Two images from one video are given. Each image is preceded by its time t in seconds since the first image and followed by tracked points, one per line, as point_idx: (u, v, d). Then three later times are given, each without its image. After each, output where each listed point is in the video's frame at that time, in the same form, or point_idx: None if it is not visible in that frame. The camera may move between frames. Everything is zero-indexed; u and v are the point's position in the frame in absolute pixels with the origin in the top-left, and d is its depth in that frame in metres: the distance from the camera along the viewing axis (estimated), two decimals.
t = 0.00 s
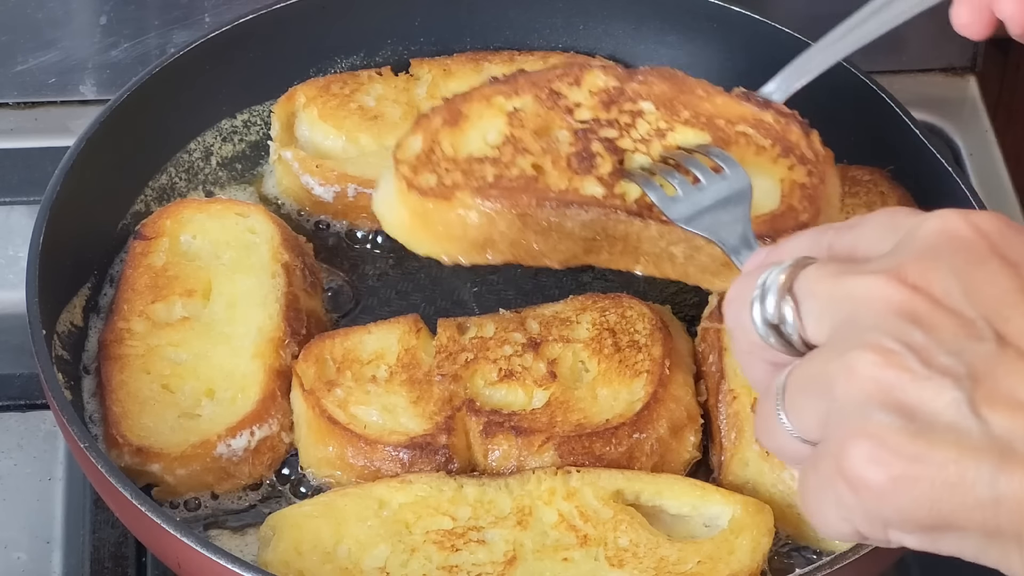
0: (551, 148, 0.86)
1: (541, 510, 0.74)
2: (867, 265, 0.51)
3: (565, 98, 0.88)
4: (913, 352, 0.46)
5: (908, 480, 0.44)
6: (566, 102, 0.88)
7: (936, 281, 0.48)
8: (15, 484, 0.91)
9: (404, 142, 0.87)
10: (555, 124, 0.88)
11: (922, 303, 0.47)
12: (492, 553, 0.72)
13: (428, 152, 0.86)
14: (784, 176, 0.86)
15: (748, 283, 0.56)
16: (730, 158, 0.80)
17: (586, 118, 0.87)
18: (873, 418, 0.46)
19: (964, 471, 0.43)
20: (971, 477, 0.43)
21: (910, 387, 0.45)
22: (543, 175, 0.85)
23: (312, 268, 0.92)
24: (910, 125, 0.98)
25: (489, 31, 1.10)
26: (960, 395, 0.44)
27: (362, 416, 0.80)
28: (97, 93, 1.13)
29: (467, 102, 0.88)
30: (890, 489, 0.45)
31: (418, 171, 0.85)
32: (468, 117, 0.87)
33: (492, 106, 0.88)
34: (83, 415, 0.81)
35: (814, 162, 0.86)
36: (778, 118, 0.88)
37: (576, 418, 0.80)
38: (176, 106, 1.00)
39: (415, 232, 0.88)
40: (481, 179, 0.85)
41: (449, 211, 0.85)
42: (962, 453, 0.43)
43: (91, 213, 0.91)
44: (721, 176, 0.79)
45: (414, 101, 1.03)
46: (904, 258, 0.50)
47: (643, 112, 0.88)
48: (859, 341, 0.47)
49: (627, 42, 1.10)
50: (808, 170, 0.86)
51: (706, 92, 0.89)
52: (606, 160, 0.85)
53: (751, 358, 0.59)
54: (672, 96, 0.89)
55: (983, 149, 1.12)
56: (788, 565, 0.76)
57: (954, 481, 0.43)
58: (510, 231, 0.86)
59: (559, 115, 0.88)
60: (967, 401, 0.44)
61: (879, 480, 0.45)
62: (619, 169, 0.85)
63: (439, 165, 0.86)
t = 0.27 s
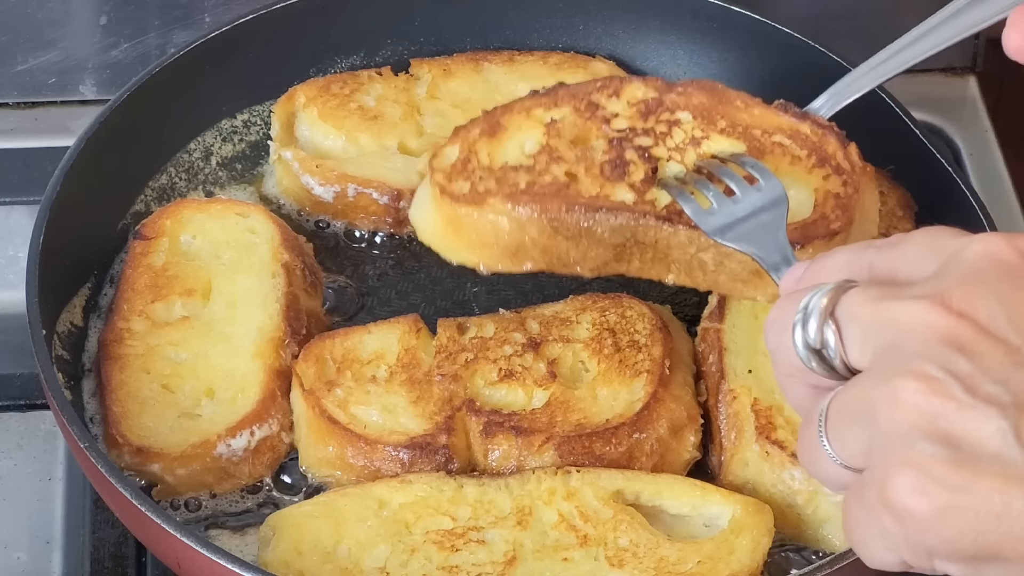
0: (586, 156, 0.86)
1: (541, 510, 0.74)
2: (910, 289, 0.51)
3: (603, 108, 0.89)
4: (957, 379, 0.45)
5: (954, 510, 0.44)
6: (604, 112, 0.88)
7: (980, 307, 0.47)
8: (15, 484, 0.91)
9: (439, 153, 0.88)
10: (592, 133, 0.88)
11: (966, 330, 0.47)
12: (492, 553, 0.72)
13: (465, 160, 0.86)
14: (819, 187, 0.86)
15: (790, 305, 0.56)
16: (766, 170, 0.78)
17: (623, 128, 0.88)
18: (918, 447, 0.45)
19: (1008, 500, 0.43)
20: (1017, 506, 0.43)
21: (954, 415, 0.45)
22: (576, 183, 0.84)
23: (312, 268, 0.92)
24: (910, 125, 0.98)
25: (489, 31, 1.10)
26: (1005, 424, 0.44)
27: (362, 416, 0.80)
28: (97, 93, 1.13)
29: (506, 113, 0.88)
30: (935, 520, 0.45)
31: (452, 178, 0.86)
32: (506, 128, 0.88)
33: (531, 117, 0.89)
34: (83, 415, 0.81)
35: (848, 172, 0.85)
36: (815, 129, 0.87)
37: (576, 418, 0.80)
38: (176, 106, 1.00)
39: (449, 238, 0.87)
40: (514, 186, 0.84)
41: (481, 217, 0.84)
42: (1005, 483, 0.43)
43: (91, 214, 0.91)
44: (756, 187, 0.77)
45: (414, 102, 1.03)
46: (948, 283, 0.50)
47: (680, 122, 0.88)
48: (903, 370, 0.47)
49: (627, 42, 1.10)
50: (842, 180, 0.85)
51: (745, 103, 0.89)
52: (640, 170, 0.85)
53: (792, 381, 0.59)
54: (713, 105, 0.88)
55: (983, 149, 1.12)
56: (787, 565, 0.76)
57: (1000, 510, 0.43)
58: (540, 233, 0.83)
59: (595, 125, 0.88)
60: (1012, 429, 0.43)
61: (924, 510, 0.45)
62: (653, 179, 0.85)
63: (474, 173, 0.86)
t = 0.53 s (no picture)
0: (585, 159, 0.84)
1: (541, 510, 0.74)
2: (904, 314, 0.51)
3: (605, 112, 0.86)
4: (947, 408, 0.45)
5: (940, 538, 0.44)
6: (606, 115, 0.86)
7: (972, 334, 0.47)
8: (16, 484, 0.91)
9: (441, 151, 0.85)
10: (593, 137, 0.86)
11: (957, 358, 0.47)
12: (492, 553, 0.72)
13: (464, 161, 0.84)
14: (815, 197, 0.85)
15: (784, 327, 0.57)
16: (763, 180, 0.78)
17: (624, 130, 0.85)
18: (906, 476, 0.45)
19: (996, 531, 0.43)
20: (1004, 536, 0.42)
21: (942, 443, 0.45)
22: (573, 187, 0.83)
23: (312, 268, 0.92)
24: (910, 125, 0.98)
25: (489, 31, 1.10)
26: (994, 454, 0.43)
27: (362, 416, 0.80)
28: (97, 93, 1.13)
29: (510, 114, 0.86)
30: (923, 548, 0.45)
31: (450, 179, 0.84)
32: (508, 129, 0.86)
33: (533, 118, 0.86)
34: (83, 415, 0.81)
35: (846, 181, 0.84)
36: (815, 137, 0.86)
37: (576, 417, 0.80)
38: (176, 106, 1.00)
39: (443, 235, 0.84)
40: (511, 188, 0.82)
41: (478, 219, 0.82)
42: (992, 512, 0.43)
43: (91, 214, 0.91)
44: (753, 198, 0.77)
45: (414, 102, 1.03)
46: (940, 309, 0.49)
47: (681, 127, 0.86)
48: (893, 397, 0.47)
49: (627, 42, 1.10)
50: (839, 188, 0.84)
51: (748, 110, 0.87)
52: (637, 174, 0.83)
53: (788, 401, 0.60)
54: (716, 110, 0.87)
55: (983, 148, 1.12)
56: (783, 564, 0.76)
57: (986, 540, 0.43)
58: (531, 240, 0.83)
59: (597, 128, 0.86)
60: (1000, 460, 0.43)
61: (911, 538, 0.45)
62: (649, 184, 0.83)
63: (473, 174, 0.84)
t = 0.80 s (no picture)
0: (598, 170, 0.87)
1: (541, 510, 0.74)
2: (896, 338, 0.51)
3: (624, 123, 0.89)
4: (932, 434, 0.45)
5: (923, 566, 0.43)
6: (623, 127, 0.89)
7: (959, 362, 0.47)
8: (16, 484, 0.91)
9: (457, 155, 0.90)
10: (609, 148, 0.89)
11: (944, 384, 0.47)
12: (492, 553, 0.72)
13: (482, 164, 0.89)
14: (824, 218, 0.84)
15: (777, 348, 0.58)
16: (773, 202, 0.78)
17: (640, 143, 0.88)
18: (890, 501, 0.45)
19: (977, 557, 0.42)
20: (985, 563, 0.42)
21: (926, 468, 0.45)
22: (586, 195, 0.85)
23: (312, 268, 0.92)
24: (910, 125, 0.97)
25: (489, 31, 1.10)
26: (977, 481, 0.43)
27: (362, 416, 0.80)
28: (98, 93, 1.13)
29: (527, 120, 0.89)
30: (905, 575, 0.44)
31: (467, 182, 0.88)
32: (526, 135, 0.89)
33: (550, 125, 0.90)
34: (83, 415, 0.81)
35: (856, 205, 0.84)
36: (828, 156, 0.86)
37: (576, 417, 0.80)
38: (177, 107, 1.00)
39: (458, 240, 0.89)
40: (524, 195, 0.85)
41: (490, 224, 0.85)
42: (975, 540, 0.42)
43: (92, 214, 0.91)
44: (761, 217, 0.77)
45: (414, 102, 1.03)
46: (931, 335, 0.49)
47: (697, 142, 0.88)
48: (878, 423, 0.47)
49: (627, 42, 1.10)
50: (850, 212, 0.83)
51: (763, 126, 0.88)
52: (649, 187, 0.84)
53: (781, 423, 0.61)
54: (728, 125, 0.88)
55: (983, 149, 1.12)
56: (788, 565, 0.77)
57: (968, 568, 0.42)
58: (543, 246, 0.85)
59: (612, 140, 0.89)
60: (985, 487, 0.43)
61: (895, 563, 0.44)
62: (660, 198, 0.84)
63: (488, 178, 0.88)
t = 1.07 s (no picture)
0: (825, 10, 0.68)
1: (541, 510, 0.74)
2: None
3: None
4: None
5: None
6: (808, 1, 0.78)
7: None
8: (15, 484, 0.91)
9: None
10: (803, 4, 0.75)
11: None
12: (492, 553, 0.72)
13: None
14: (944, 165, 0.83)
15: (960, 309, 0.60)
16: None
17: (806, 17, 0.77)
18: None
19: None
20: None
21: None
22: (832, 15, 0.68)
23: (312, 268, 0.92)
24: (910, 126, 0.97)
25: (489, 31, 1.10)
26: None
27: (362, 416, 0.80)
28: (98, 93, 1.12)
29: None
30: None
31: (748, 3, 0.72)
32: None
33: None
34: (83, 414, 0.81)
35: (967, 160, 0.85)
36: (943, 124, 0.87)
37: (576, 417, 0.80)
38: (177, 107, 1.00)
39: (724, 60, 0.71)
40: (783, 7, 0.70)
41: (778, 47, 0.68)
42: None
43: (92, 213, 0.91)
44: None
45: (414, 102, 1.03)
46: None
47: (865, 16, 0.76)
48: None
49: (627, 42, 1.10)
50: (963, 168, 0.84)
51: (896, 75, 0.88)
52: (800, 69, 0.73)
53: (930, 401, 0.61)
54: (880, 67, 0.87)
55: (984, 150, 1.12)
56: (788, 566, 0.77)
57: None
58: (815, 82, 0.68)
59: None
60: None
61: None
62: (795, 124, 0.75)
63: None
